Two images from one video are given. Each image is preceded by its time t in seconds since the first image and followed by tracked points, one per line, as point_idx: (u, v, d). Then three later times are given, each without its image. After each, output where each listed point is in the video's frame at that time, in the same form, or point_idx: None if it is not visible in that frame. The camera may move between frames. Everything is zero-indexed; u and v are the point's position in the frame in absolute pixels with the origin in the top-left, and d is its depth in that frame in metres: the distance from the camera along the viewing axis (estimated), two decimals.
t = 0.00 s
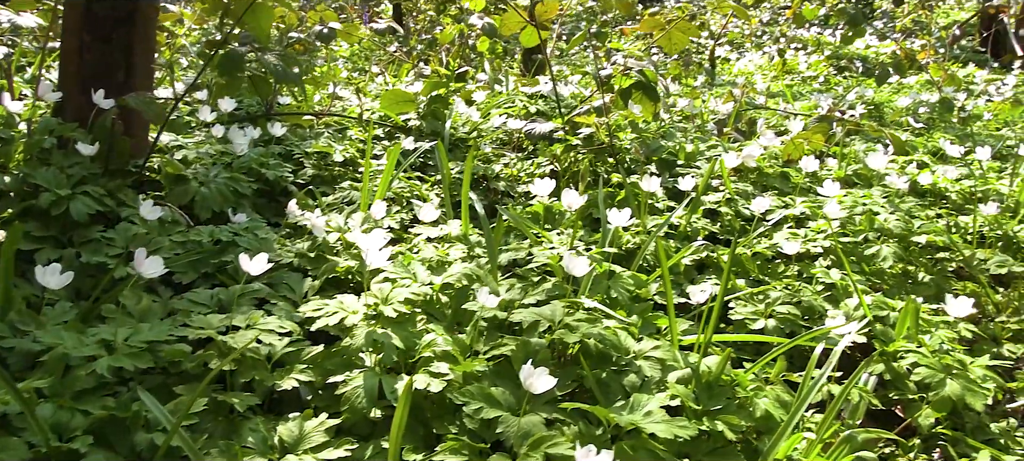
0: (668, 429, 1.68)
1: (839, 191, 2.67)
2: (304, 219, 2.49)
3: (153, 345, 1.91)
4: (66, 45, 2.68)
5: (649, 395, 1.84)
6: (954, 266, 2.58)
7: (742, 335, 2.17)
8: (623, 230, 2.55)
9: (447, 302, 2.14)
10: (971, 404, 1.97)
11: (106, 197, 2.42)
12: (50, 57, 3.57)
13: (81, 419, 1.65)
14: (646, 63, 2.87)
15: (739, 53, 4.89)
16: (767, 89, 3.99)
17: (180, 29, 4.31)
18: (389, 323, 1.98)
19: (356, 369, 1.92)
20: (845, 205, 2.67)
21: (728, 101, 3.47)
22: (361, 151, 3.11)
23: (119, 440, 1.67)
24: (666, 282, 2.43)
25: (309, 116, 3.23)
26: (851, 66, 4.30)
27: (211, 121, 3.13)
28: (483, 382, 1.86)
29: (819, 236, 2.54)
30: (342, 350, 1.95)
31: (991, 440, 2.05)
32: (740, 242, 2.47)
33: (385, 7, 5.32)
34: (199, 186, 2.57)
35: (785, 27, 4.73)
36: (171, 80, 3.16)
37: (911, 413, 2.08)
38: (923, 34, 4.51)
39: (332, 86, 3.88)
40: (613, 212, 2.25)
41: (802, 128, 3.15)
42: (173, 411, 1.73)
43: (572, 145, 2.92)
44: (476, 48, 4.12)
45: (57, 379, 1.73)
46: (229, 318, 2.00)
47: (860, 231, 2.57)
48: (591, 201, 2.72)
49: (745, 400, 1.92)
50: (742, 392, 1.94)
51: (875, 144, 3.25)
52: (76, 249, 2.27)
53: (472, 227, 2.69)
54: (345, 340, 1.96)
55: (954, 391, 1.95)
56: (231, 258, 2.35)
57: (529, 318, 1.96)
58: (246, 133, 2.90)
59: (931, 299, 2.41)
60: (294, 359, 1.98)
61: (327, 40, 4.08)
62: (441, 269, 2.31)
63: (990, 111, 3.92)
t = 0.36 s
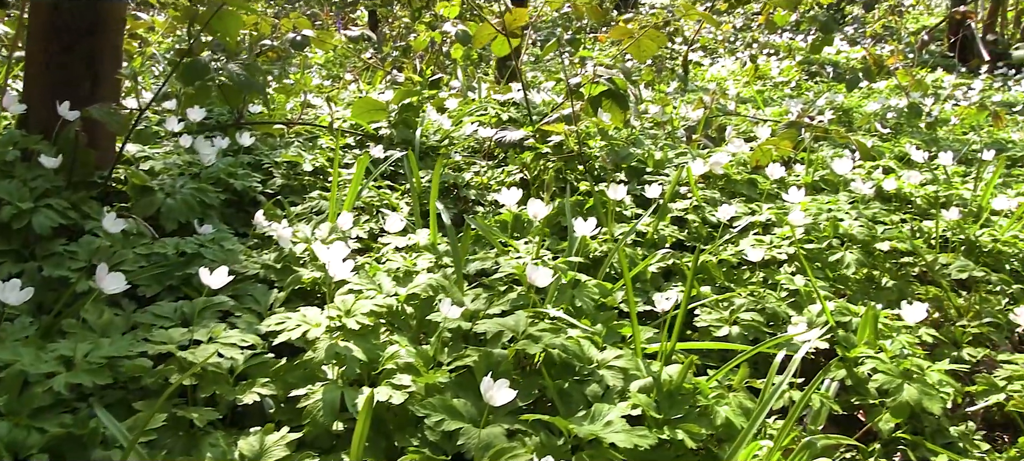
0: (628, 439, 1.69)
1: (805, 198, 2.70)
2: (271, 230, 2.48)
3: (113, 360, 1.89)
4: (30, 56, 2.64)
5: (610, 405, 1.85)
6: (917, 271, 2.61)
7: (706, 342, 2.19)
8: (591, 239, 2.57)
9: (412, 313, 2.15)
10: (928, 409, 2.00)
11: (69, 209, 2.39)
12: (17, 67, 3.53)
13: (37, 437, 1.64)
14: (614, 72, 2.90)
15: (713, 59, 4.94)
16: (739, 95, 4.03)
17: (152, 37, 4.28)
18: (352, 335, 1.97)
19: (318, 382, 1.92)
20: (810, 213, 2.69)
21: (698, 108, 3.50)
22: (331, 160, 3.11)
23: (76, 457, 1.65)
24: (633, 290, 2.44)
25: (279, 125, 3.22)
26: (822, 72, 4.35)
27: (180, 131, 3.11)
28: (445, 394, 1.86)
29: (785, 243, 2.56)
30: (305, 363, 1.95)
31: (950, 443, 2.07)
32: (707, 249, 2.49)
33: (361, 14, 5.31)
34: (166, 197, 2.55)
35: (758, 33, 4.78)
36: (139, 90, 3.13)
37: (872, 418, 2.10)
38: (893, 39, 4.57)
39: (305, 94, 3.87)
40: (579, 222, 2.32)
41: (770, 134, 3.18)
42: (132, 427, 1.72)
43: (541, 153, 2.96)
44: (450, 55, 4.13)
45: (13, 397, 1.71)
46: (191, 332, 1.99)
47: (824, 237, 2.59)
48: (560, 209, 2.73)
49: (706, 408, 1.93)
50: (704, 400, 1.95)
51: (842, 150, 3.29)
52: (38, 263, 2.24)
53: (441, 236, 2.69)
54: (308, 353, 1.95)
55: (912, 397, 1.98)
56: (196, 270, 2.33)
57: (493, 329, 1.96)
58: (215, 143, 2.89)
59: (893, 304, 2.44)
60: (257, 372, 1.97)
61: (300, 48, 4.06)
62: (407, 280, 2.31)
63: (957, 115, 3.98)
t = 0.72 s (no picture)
0: (585, 451, 1.70)
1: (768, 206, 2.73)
2: (234, 242, 2.47)
3: (68, 378, 1.87)
4: None
5: (568, 416, 1.86)
6: (878, 276, 2.65)
7: (667, 351, 2.21)
8: (556, 248, 2.58)
9: (374, 326, 2.15)
10: (884, 415, 2.02)
11: (28, 224, 2.36)
12: None
13: None
14: (581, 81, 2.93)
15: (686, 65, 4.98)
16: (709, 101, 4.06)
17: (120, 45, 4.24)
18: (312, 350, 1.97)
19: (277, 397, 1.91)
20: (773, 221, 2.72)
21: (667, 115, 3.52)
22: (299, 169, 3.10)
23: None
24: (597, 299, 2.45)
25: (247, 135, 3.21)
26: (792, 78, 4.40)
27: (145, 142, 3.08)
28: (405, 408, 1.86)
29: (747, 251, 2.57)
30: (264, 378, 1.94)
31: (908, 448, 2.09)
32: (671, 257, 2.51)
33: (335, 20, 5.30)
34: (128, 210, 2.53)
35: (729, 40, 4.82)
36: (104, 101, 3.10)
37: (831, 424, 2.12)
38: (861, 45, 4.63)
39: (275, 102, 3.85)
40: (541, 233, 2.33)
41: (737, 142, 3.22)
42: (84, 447, 1.70)
43: (509, 162, 2.98)
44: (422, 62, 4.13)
45: None
46: (148, 348, 1.98)
47: (787, 244, 2.62)
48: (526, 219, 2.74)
49: (665, 418, 1.94)
50: (663, 410, 1.96)
51: (808, 156, 3.32)
52: None
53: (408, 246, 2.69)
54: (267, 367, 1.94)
55: (867, 404, 2.01)
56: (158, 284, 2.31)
57: (453, 341, 1.97)
58: (180, 155, 2.87)
59: (854, 310, 2.47)
60: (216, 388, 1.96)
61: (271, 56, 4.05)
62: (371, 291, 2.31)
63: (923, 120, 4.03)
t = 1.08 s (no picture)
0: None
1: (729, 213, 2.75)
2: (194, 256, 2.46)
3: (17, 398, 1.84)
4: None
5: (525, 429, 1.86)
6: (838, 283, 2.68)
7: (626, 361, 2.22)
8: (519, 258, 2.58)
9: (332, 340, 2.15)
10: (838, 422, 2.04)
11: None
12: None
13: None
14: (545, 90, 2.95)
15: (657, 71, 5.01)
16: (677, 108, 4.08)
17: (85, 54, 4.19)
18: (268, 365, 1.97)
19: (231, 413, 1.90)
20: (734, 229, 2.74)
21: (634, 123, 3.55)
22: (264, 180, 3.08)
23: None
24: (559, 308, 2.46)
25: (212, 146, 3.19)
26: (761, 84, 4.44)
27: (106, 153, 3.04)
28: (361, 423, 1.85)
29: (708, 259, 2.59)
30: (218, 394, 1.93)
31: (864, 454, 2.12)
32: (632, 266, 2.52)
33: (307, 28, 5.28)
34: (86, 223, 2.49)
35: (699, 46, 4.86)
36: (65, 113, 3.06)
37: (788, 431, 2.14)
38: (828, 52, 4.68)
39: (243, 112, 3.83)
40: (501, 244, 2.34)
41: (701, 150, 3.25)
42: None
43: (474, 172, 2.99)
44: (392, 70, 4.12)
45: None
46: (101, 365, 1.96)
47: (747, 252, 2.65)
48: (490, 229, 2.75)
49: (621, 429, 1.95)
50: (619, 420, 1.97)
51: (773, 163, 3.36)
52: None
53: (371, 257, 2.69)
54: (222, 384, 1.93)
55: (822, 412, 2.02)
56: (115, 299, 2.28)
57: (409, 355, 1.97)
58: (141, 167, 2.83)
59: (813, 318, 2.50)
60: (170, 405, 1.95)
61: (239, 64, 4.02)
62: (330, 304, 2.30)
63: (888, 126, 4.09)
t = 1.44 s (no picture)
0: None
1: (688, 221, 2.78)
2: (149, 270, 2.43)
3: None
4: None
5: (478, 441, 1.85)
6: (798, 289, 2.70)
7: (585, 371, 2.22)
8: (480, 268, 2.58)
9: (287, 354, 2.13)
10: (792, 429, 2.05)
11: None
12: None
13: None
14: (509, 99, 2.97)
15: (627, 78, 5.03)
16: (645, 114, 4.10)
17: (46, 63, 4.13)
18: (219, 381, 1.95)
19: (182, 431, 1.87)
20: (694, 237, 2.76)
21: (599, 130, 3.56)
22: (226, 191, 3.05)
23: None
24: (519, 319, 2.46)
25: (173, 158, 3.17)
26: (729, 90, 4.47)
27: (63, 166, 3.00)
28: (313, 438, 1.84)
29: (668, 267, 2.61)
30: (169, 412, 1.90)
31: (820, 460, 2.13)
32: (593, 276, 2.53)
33: (276, 35, 5.24)
34: (39, 237, 2.45)
35: (668, 52, 4.88)
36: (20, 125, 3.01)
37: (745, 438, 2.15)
38: (795, 58, 4.73)
39: (208, 121, 3.79)
40: (457, 255, 2.29)
41: (665, 157, 3.26)
42: None
43: (438, 181, 2.98)
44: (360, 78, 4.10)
45: None
46: (48, 384, 1.92)
47: (707, 260, 2.66)
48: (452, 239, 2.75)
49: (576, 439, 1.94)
50: (575, 431, 1.97)
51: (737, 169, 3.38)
52: None
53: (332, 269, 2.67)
54: (172, 401, 1.91)
55: (775, 419, 2.03)
56: (67, 315, 2.25)
57: (363, 368, 1.95)
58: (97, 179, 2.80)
59: (772, 325, 2.51)
60: (121, 423, 1.92)
61: (204, 72, 3.97)
62: (287, 318, 2.29)
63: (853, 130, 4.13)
